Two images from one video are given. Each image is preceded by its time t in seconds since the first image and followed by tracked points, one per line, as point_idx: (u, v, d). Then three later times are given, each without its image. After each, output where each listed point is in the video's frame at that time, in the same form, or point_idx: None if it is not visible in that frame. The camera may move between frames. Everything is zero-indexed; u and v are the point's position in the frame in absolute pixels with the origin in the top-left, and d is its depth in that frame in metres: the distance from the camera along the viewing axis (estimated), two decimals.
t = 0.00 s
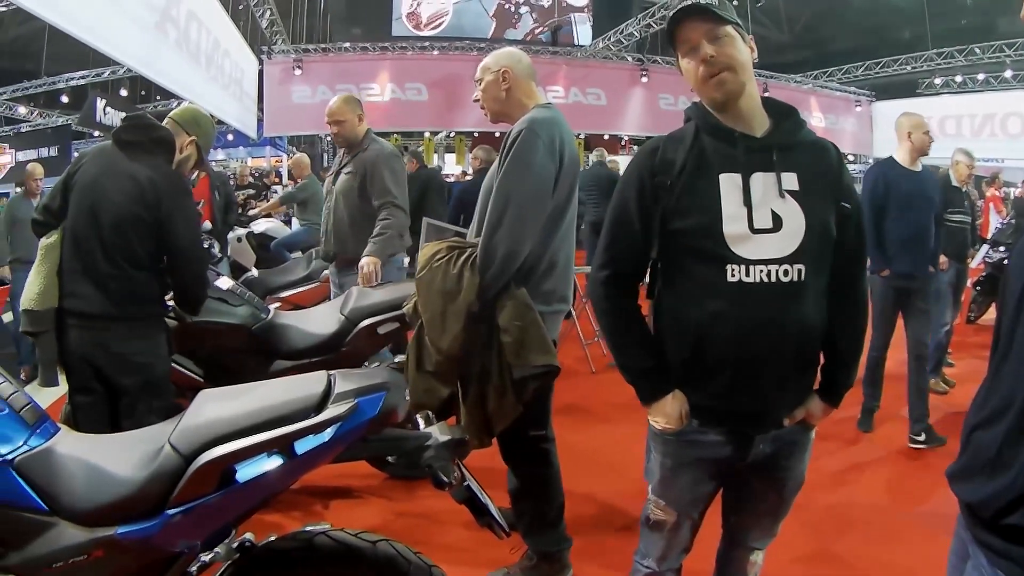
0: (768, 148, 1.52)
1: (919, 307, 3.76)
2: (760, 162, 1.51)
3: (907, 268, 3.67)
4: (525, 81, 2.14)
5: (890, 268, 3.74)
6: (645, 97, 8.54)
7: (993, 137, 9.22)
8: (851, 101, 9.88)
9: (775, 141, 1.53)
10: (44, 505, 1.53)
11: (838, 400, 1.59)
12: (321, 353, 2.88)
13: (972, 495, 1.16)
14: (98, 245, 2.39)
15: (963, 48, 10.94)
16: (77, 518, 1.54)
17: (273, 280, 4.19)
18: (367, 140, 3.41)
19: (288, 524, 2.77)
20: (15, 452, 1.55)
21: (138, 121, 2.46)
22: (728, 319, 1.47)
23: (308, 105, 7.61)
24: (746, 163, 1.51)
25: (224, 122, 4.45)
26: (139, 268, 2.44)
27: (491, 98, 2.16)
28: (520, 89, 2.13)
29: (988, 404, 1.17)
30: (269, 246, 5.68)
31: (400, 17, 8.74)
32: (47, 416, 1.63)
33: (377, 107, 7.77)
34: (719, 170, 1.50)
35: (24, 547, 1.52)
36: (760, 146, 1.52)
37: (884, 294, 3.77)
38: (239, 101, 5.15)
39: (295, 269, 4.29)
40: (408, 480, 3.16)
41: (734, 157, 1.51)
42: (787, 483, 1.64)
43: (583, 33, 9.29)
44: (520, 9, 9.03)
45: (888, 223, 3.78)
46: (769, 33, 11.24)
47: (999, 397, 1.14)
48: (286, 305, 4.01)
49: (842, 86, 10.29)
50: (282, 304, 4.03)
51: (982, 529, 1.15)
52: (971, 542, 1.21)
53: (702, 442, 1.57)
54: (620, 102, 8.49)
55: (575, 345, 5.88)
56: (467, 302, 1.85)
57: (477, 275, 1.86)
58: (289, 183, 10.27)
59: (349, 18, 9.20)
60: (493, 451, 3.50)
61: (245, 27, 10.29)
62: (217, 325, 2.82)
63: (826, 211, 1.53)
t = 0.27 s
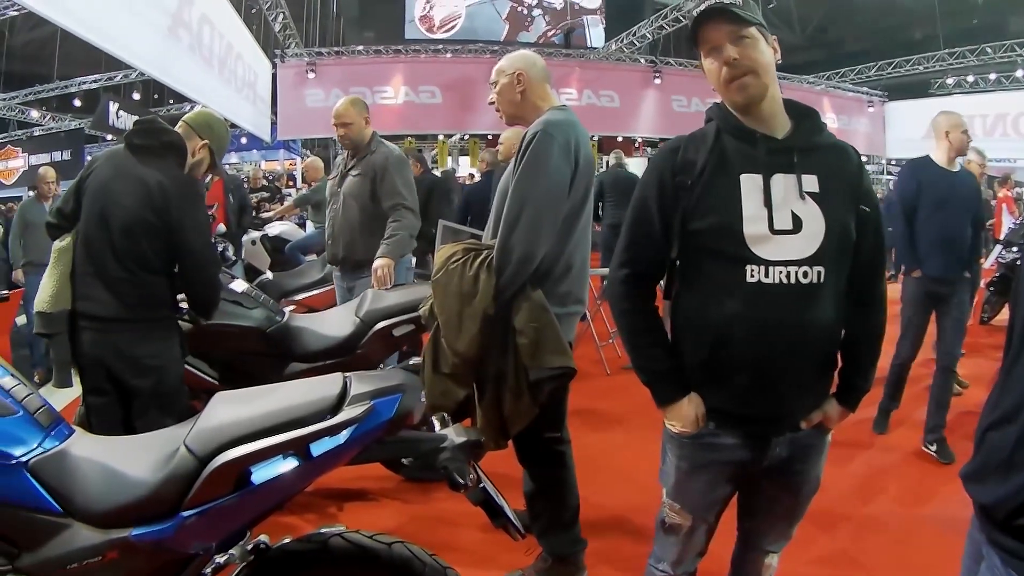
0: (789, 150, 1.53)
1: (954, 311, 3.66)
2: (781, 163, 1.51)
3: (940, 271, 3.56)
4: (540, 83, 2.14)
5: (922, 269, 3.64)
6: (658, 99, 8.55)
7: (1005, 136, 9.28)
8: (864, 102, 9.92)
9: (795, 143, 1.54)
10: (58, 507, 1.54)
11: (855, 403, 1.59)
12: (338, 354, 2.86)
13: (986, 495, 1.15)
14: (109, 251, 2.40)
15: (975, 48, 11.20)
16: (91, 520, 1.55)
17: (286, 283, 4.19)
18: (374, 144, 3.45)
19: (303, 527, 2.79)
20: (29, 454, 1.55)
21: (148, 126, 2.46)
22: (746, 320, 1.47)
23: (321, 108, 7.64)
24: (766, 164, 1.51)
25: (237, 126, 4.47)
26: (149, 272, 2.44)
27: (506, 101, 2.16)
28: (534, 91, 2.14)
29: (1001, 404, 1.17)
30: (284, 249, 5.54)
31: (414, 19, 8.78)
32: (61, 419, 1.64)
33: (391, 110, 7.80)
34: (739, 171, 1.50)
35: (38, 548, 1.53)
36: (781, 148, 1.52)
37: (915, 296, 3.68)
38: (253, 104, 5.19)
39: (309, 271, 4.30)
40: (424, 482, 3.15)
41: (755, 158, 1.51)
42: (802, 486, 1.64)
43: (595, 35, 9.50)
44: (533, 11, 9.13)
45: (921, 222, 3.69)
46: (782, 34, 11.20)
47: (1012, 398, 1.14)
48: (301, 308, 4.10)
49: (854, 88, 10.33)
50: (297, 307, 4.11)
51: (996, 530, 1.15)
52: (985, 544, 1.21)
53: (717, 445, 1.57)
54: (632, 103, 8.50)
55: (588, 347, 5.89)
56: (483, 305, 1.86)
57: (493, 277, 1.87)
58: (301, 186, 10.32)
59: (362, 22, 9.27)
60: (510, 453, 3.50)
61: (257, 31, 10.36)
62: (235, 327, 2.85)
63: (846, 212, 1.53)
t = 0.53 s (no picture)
0: (804, 153, 1.52)
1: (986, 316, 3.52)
2: (796, 165, 1.51)
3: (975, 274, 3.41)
4: (551, 87, 2.14)
5: (954, 271, 3.45)
6: (670, 102, 8.53)
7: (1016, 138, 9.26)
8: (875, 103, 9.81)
9: (809, 146, 1.53)
10: (68, 509, 1.55)
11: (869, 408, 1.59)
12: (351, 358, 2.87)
13: (997, 499, 1.15)
14: (118, 256, 2.41)
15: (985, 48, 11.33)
16: (102, 522, 1.56)
17: (299, 286, 4.20)
18: (390, 151, 3.47)
19: (315, 529, 2.80)
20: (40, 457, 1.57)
21: (157, 130, 2.47)
22: (759, 323, 1.47)
23: (332, 112, 7.66)
24: (782, 167, 1.50)
25: (249, 131, 4.49)
26: (159, 276, 2.45)
27: (518, 104, 2.16)
28: (546, 95, 2.14)
29: (1011, 407, 1.17)
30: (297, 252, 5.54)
31: (423, 24, 8.72)
32: (73, 421, 1.65)
33: (403, 115, 7.81)
34: (755, 173, 1.50)
35: (49, 549, 1.55)
36: (796, 150, 1.52)
37: (952, 298, 3.45)
38: (264, 109, 5.20)
39: (323, 275, 4.28)
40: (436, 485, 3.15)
41: (770, 160, 1.51)
42: (814, 490, 1.64)
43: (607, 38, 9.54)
44: (543, 15, 9.07)
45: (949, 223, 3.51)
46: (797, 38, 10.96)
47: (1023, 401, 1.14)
48: (313, 311, 4.12)
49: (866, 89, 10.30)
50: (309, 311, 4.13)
51: (1006, 535, 1.15)
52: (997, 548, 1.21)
53: (730, 449, 1.57)
54: (644, 106, 8.49)
55: (599, 350, 5.89)
56: (495, 308, 1.86)
57: (505, 280, 1.87)
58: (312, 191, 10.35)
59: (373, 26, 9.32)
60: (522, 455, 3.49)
61: (268, 35, 10.41)
62: (246, 332, 2.86)
63: (861, 215, 1.52)
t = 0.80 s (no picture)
0: (813, 158, 1.52)
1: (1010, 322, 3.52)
2: (805, 171, 1.51)
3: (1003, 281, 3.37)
4: (560, 92, 2.14)
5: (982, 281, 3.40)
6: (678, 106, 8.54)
7: None
8: (882, 107, 10.00)
9: (819, 151, 1.53)
10: (77, 514, 1.55)
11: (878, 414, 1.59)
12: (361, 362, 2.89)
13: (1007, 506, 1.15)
14: (127, 260, 2.41)
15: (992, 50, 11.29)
16: (111, 527, 1.55)
17: (309, 292, 4.22)
18: (402, 158, 3.46)
19: (324, 534, 2.81)
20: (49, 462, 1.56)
21: (167, 136, 2.49)
22: (767, 329, 1.47)
23: (340, 118, 7.68)
24: (791, 172, 1.50)
25: (258, 137, 4.51)
26: (169, 282, 2.45)
27: (528, 110, 2.16)
28: (556, 100, 2.14)
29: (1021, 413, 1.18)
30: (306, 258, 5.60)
31: (432, 29, 8.90)
32: (82, 427, 1.65)
33: (411, 120, 7.86)
34: (764, 178, 1.50)
35: (58, 554, 1.54)
36: (805, 155, 1.52)
37: (978, 309, 3.42)
38: (272, 115, 5.22)
39: (332, 281, 4.30)
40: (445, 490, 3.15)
41: (779, 165, 1.51)
42: (822, 496, 1.63)
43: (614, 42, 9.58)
44: (551, 19, 9.06)
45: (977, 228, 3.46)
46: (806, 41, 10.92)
47: None
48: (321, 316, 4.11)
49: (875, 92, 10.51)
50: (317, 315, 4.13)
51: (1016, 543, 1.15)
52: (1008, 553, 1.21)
53: (737, 453, 1.57)
54: (652, 111, 8.54)
55: (608, 355, 5.89)
56: (505, 314, 1.87)
57: (515, 286, 1.88)
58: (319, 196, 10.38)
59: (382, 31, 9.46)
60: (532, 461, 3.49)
61: (275, 41, 10.47)
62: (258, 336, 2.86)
63: (870, 222, 1.52)
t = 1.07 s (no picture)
0: (813, 157, 1.51)
1: None
2: (804, 170, 1.50)
3: None
4: (562, 94, 2.14)
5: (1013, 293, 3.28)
6: (681, 108, 8.59)
7: None
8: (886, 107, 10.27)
9: (819, 151, 1.52)
10: (81, 517, 1.55)
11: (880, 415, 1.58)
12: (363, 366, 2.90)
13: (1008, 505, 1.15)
14: (133, 262, 2.41)
15: (995, 49, 11.24)
16: (114, 530, 1.55)
17: (313, 295, 4.19)
18: (403, 160, 3.47)
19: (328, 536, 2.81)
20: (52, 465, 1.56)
21: (174, 139, 2.52)
22: (766, 327, 1.47)
23: (344, 121, 7.72)
24: (790, 170, 1.50)
25: (261, 139, 4.52)
26: (175, 284, 2.45)
27: (529, 112, 2.16)
28: (558, 102, 2.14)
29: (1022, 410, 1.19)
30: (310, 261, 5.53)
31: (434, 32, 9.30)
32: (85, 429, 1.65)
33: (414, 122, 7.90)
34: (763, 177, 1.50)
35: (60, 557, 1.54)
36: (805, 154, 1.51)
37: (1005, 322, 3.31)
38: (276, 117, 5.25)
39: (336, 283, 4.27)
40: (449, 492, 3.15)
41: (778, 164, 1.50)
42: (823, 496, 1.63)
43: (617, 43, 9.69)
44: (554, 21, 9.35)
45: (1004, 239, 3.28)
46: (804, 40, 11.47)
47: None
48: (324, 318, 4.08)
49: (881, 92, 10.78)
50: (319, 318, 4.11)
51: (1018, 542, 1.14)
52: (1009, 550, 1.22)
53: (738, 453, 1.56)
54: (656, 112, 8.55)
55: (611, 357, 5.90)
56: (507, 316, 1.86)
57: (517, 287, 1.87)
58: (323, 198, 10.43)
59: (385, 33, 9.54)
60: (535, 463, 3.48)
61: (278, 44, 10.56)
62: (262, 341, 2.88)
63: (870, 221, 1.51)
